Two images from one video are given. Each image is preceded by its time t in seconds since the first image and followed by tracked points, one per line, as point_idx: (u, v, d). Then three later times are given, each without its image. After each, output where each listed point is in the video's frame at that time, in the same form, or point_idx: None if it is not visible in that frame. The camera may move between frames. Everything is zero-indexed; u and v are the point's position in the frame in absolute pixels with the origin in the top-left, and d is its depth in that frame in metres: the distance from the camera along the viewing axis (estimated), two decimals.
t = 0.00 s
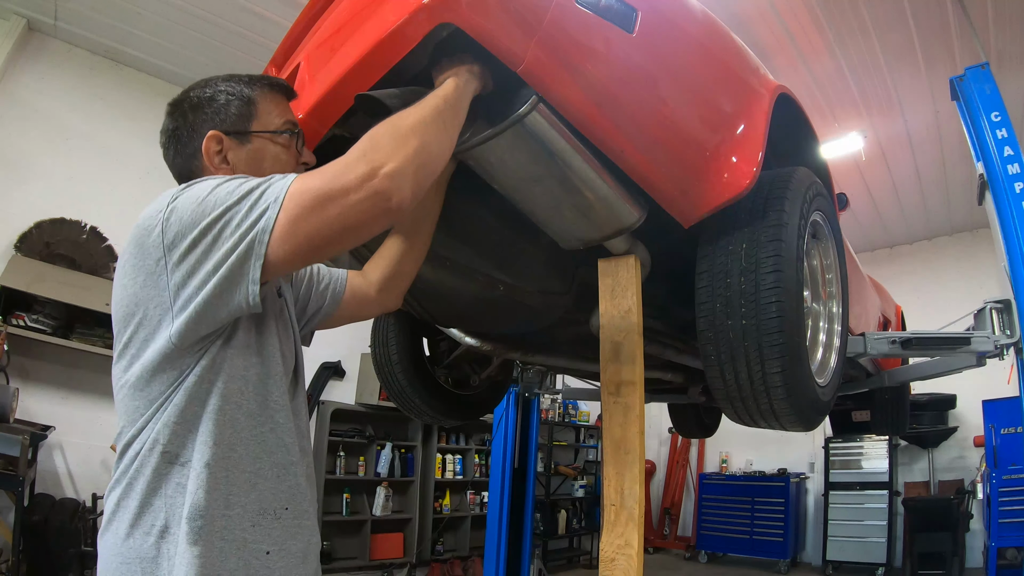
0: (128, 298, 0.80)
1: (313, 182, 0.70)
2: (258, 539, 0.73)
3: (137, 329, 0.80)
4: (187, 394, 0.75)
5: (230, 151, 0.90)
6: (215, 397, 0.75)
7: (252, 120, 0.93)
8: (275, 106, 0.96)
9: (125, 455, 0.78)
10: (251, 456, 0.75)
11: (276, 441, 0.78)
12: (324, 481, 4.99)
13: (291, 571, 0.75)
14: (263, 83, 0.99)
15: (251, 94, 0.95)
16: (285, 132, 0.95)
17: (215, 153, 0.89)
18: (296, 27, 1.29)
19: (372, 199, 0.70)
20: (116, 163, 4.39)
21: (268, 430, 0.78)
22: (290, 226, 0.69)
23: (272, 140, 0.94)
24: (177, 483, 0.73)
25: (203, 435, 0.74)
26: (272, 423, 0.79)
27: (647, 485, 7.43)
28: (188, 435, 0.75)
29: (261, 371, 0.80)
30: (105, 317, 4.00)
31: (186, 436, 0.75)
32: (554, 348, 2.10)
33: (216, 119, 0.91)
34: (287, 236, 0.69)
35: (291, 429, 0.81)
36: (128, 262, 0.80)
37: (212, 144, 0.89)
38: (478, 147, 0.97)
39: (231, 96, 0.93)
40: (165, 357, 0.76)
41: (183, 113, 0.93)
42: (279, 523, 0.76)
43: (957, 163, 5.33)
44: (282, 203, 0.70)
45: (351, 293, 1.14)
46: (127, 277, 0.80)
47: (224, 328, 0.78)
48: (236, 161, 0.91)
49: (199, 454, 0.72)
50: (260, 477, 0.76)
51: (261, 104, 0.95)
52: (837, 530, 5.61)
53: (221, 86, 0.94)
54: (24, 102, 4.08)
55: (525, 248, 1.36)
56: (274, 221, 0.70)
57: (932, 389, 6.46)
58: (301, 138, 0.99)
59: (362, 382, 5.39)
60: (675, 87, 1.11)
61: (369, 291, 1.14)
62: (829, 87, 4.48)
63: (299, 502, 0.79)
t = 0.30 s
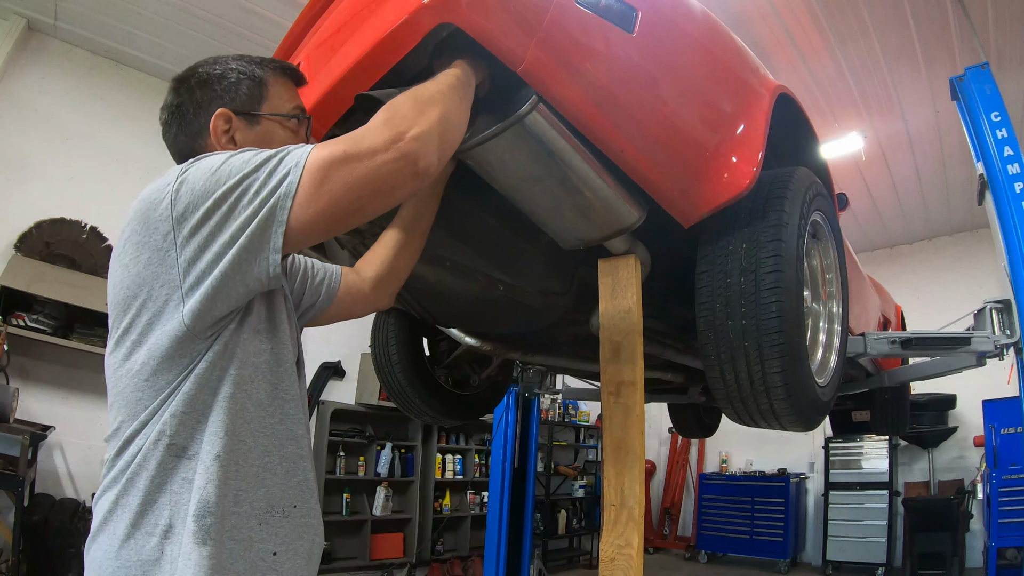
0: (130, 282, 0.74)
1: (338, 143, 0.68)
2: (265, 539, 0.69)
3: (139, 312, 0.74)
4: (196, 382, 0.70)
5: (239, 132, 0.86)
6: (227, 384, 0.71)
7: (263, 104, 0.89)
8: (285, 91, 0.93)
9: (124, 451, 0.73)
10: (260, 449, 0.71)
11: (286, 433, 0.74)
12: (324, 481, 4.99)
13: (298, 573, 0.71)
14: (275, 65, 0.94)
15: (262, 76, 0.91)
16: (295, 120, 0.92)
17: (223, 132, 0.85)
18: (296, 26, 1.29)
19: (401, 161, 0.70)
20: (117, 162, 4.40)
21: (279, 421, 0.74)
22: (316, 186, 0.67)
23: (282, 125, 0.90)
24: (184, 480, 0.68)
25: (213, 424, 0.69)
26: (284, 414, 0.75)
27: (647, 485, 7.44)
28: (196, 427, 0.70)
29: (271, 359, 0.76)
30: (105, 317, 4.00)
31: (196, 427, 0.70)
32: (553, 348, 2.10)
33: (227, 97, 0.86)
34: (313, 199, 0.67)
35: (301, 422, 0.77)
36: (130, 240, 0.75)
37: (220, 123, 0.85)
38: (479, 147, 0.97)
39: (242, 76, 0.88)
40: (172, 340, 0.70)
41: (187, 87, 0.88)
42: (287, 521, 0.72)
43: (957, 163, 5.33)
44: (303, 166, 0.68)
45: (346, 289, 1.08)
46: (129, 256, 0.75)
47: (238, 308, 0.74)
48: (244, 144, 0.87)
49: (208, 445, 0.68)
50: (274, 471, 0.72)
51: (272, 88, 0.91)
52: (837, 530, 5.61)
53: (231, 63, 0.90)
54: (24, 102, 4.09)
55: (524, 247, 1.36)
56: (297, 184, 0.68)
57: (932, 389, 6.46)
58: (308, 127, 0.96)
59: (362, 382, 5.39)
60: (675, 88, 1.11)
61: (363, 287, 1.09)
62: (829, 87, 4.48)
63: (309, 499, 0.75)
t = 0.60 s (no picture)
0: (134, 278, 0.72)
1: (359, 139, 0.68)
2: (274, 543, 0.69)
3: (143, 311, 0.72)
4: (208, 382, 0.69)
5: (244, 122, 0.86)
6: (239, 385, 0.70)
7: (269, 96, 0.89)
8: (290, 83, 0.92)
9: (128, 455, 0.72)
10: (269, 450, 0.71)
11: (295, 434, 0.74)
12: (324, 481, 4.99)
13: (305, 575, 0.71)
14: (281, 57, 0.94)
15: (269, 66, 0.91)
16: (299, 114, 0.92)
17: (227, 122, 0.85)
18: (296, 26, 1.29)
19: (421, 158, 0.70)
20: (117, 161, 4.40)
21: (288, 423, 0.74)
22: (337, 182, 0.67)
23: (287, 119, 0.90)
24: (195, 484, 0.68)
25: (225, 425, 0.69)
26: (293, 415, 0.75)
27: (647, 485, 7.44)
28: (206, 430, 0.70)
29: (280, 359, 0.76)
30: (105, 317, 3.99)
31: (207, 430, 0.70)
32: (553, 349, 2.10)
33: (233, 87, 0.86)
34: (334, 197, 0.67)
35: (309, 422, 0.77)
36: (134, 234, 0.73)
37: (226, 113, 0.85)
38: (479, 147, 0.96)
39: (249, 66, 0.88)
40: (183, 341, 0.69)
41: (192, 74, 0.87)
42: (295, 524, 0.72)
43: (957, 163, 5.33)
44: (324, 162, 0.68)
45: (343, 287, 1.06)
46: (133, 252, 0.73)
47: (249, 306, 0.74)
48: (248, 136, 0.86)
49: (220, 448, 0.68)
50: (284, 471, 0.72)
51: (277, 79, 0.91)
52: (837, 530, 5.61)
53: (237, 53, 0.89)
54: (24, 102, 4.08)
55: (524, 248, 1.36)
56: (318, 181, 0.68)
57: (932, 389, 6.46)
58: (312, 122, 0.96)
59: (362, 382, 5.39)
60: (675, 88, 1.11)
61: (361, 284, 1.09)
62: (829, 87, 4.49)
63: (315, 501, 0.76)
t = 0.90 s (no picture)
0: (141, 282, 0.72)
1: (365, 139, 0.68)
2: (284, 543, 0.69)
3: (150, 314, 0.72)
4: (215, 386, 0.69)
5: (250, 120, 0.86)
6: (249, 388, 0.71)
7: (275, 95, 0.89)
8: (295, 82, 0.92)
9: (137, 460, 0.71)
10: (279, 451, 0.71)
11: (304, 434, 0.75)
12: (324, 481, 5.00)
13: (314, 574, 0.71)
14: (286, 56, 0.94)
15: (274, 64, 0.91)
16: (304, 113, 0.92)
17: (233, 119, 0.85)
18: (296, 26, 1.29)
19: (428, 157, 0.70)
20: (117, 161, 4.40)
21: (296, 423, 0.74)
22: (345, 183, 0.68)
23: (292, 117, 0.91)
24: (205, 487, 0.68)
25: (234, 428, 0.69)
26: (302, 415, 0.75)
27: (647, 485, 7.44)
28: (216, 433, 0.70)
29: (289, 359, 0.76)
30: (105, 317, 3.99)
31: (217, 434, 0.70)
32: (553, 349, 2.10)
33: (240, 84, 0.86)
34: (345, 195, 0.68)
35: (316, 422, 0.77)
36: (138, 237, 0.73)
37: (231, 110, 0.84)
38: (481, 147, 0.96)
39: (254, 63, 0.88)
40: (191, 344, 0.69)
41: (196, 71, 0.87)
42: (304, 523, 0.72)
43: (957, 163, 5.33)
44: (330, 162, 0.68)
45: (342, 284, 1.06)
46: (139, 255, 0.72)
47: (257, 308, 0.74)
48: (254, 135, 0.87)
49: (230, 451, 0.68)
50: (292, 472, 0.72)
51: (282, 78, 0.91)
52: (836, 530, 5.61)
53: (242, 50, 0.89)
54: (24, 102, 4.08)
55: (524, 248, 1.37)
56: (326, 181, 0.68)
57: (932, 388, 6.46)
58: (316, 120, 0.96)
59: (362, 382, 5.39)
60: (675, 87, 1.11)
61: (360, 280, 1.09)
62: (829, 87, 4.48)
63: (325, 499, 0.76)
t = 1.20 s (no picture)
0: (142, 285, 0.72)
1: (366, 142, 0.68)
2: (287, 543, 0.69)
3: (153, 317, 0.72)
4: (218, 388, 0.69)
5: (252, 121, 0.86)
6: (251, 389, 0.71)
7: (277, 95, 0.89)
8: (296, 83, 0.92)
9: (140, 462, 0.72)
10: (280, 452, 0.71)
11: (306, 435, 0.75)
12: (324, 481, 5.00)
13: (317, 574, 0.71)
14: (287, 58, 0.94)
15: (275, 65, 0.91)
16: (306, 113, 0.92)
17: (236, 119, 0.85)
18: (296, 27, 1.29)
19: (429, 160, 0.70)
20: (117, 161, 4.40)
21: (298, 424, 0.74)
22: (346, 186, 0.68)
23: (294, 118, 0.91)
24: (208, 487, 0.68)
25: (236, 429, 0.69)
26: (304, 416, 0.75)
27: (646, 485, 7.44)
28: (219, 434, 0.70)
29: (291, 360, 0.76)
30: (105, 317, 4.00)
31: (220, 435, 0.70)
32: (554, 349, 2.10)
33: (242, 85, 0.86)
34: (346, 197, 0.68)
35: (318, 422, 0.77)
36: (140, 240, 0.73)
37: (234, 111, 0.85)
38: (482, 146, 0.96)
39: (255, 64, 0.88)
40: (192, 346, 0.69)
41: (198, 73, 0.87)
42: (306, 523, 0.72)
43: (957, 163, 5.33)
44: (331, 165, 0.68)
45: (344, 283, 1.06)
46: (141, 258, 0.72)
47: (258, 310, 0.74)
48: (255, 135, 0.87)
49: (232, 451, 0.68)
50: (294, 473, 0.72)
51: (284, 79, 0.91)
52: (836, 531, 5.61)
53: (245, 51, 0.90)
54: (24, 102, 4.08)
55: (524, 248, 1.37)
56: (327, 184, 0.68)
57: (932, 388, 6.46)
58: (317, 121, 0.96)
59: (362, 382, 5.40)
60: (675, 87, 1.11)
61: (361, 279, 1.09)
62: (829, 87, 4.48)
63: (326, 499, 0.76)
